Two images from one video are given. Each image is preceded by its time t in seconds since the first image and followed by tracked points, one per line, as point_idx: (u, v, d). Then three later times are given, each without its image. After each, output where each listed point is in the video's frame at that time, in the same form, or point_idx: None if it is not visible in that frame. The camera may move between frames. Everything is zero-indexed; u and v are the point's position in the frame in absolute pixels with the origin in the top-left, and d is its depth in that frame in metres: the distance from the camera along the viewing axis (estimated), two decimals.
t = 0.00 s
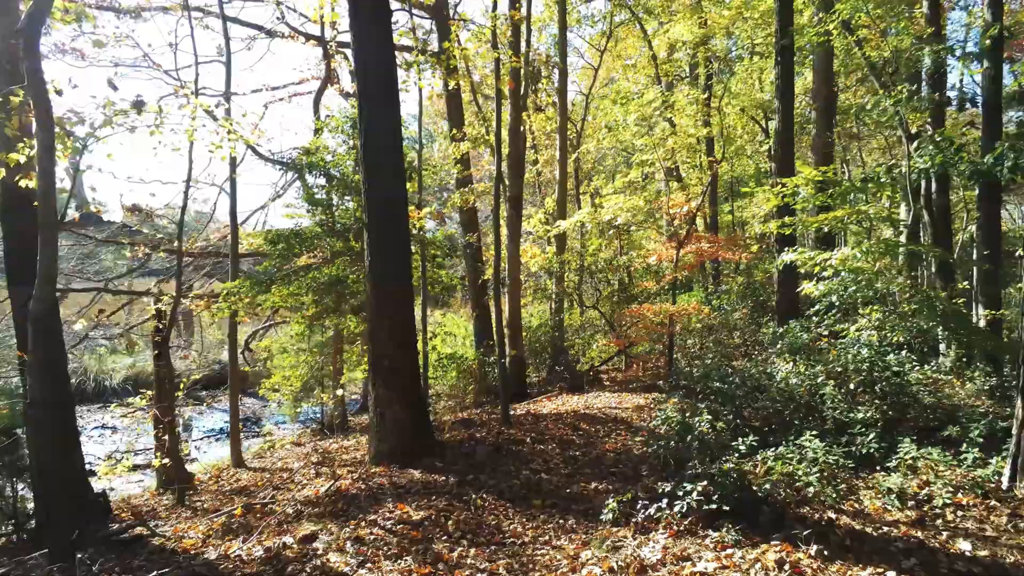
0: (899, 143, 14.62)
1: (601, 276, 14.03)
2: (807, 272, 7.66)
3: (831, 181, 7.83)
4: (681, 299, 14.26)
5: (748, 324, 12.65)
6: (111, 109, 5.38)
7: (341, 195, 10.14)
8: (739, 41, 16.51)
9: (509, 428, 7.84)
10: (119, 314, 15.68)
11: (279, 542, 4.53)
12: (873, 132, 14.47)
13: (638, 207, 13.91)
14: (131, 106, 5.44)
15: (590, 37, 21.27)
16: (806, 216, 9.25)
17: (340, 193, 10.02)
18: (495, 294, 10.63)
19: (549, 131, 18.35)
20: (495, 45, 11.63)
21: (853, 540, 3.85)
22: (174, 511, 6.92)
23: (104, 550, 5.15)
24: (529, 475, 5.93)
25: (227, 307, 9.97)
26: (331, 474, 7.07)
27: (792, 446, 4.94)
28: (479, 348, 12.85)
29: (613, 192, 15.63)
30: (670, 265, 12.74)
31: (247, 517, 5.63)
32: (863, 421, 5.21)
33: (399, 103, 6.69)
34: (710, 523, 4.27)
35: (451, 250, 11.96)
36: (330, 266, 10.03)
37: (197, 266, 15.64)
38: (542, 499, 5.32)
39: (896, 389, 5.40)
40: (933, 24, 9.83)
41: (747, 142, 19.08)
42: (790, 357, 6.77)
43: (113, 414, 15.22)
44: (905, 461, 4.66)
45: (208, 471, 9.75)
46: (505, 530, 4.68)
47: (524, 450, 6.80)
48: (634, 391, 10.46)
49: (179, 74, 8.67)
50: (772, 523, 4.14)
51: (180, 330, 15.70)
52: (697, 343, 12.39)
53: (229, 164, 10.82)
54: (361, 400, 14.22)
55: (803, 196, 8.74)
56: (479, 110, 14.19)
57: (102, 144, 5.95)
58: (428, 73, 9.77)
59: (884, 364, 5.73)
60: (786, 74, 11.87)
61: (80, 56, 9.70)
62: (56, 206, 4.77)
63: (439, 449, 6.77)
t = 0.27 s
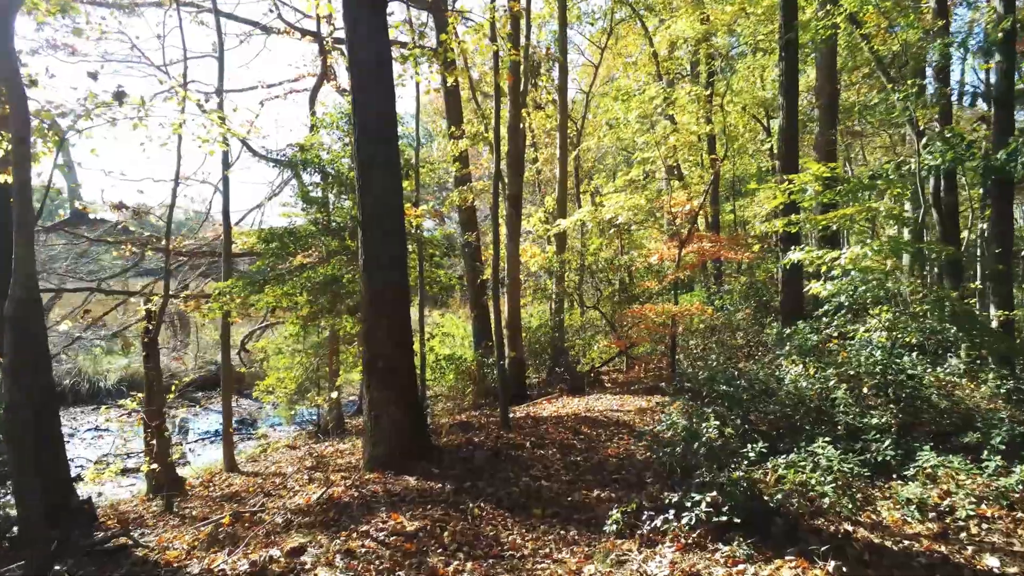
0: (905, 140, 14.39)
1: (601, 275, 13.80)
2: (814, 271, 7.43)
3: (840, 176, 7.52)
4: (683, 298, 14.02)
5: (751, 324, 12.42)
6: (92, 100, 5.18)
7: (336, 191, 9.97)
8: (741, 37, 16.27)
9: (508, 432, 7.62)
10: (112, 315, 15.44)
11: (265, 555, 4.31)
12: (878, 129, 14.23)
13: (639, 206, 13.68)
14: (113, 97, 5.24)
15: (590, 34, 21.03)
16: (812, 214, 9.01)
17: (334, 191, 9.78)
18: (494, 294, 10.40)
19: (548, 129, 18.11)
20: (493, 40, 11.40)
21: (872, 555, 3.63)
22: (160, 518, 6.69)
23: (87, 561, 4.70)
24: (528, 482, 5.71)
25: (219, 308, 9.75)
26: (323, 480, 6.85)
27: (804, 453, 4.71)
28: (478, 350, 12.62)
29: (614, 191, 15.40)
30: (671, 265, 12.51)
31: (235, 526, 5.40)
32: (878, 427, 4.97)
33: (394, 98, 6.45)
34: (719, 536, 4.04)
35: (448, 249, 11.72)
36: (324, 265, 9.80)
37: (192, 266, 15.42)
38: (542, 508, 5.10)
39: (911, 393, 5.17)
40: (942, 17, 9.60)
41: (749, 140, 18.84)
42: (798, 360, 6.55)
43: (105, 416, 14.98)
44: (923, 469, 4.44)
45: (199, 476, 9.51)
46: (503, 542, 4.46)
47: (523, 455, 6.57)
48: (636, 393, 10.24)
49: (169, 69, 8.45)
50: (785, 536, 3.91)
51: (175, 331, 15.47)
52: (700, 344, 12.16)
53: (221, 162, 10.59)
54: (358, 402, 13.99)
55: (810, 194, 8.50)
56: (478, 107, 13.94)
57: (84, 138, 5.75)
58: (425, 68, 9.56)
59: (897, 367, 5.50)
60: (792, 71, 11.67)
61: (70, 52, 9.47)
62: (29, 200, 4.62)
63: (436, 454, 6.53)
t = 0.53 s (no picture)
0: (911, 137, 14.14)
1: (602, 275, 13.58)
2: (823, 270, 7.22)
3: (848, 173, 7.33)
4: (685, 298, 13.78)
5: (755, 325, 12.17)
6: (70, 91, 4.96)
7: (332, 188, 9.77)
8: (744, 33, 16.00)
9: (507, 436, 7.40)
10: (106, 315, 15.22)
11: (251, 569, 4.09)
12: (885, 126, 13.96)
13: (641, 205, 13.47)
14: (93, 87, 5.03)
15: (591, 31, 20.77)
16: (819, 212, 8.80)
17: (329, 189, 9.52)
18: (493, 294, 10.16)
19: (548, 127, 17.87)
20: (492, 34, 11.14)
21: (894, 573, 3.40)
22: (147, 526, 6.46)
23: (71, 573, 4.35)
24: (528, 489, 5.48)
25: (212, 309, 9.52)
26: (316, 486, 6.63)
27: (818, 460, 4.49)
28: (476, 351, 12.39)
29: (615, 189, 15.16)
30: (674, 264, 12.30)
31: (222, 537, 5.18)
32: (895, 433, 4.74)
33: (388, 92, 6.22)
34: (730, 550, 3.82)
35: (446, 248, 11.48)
36: (320, 264, 9.58)
37: (187, 266, 15.20)
38: (542, 518, 4.88)
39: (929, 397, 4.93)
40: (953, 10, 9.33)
41: (752, 137, 18.57)
42: (807, 362, 6.32)
43: (99, 418, 14.76)
44: (945, 479, 4.20)
45: (191, 481, 9.29)
46: (502, 556, 4.24)
47: (523, 461, 6.34)
48: (638, 395, 10.03)
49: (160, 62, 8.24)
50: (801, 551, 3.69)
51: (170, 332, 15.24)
52: (703, 345, 11.94)
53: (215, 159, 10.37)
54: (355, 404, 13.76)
55: (817, 191, 8.30)
56: (477, 104, 13.73)
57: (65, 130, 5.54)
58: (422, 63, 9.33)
59: (914, 370, 5.27)
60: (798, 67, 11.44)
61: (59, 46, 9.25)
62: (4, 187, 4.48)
63: (432, 459, 6.30)
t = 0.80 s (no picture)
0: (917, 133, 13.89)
1: (603, 274, 13.36)
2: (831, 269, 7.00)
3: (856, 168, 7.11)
4: (688, 298, 13.53)
5: (758, 325, 12.05)
6: (47, 80, 4.74)
7: (327, 185, 9.55)
8: (746, 29, 15.75)
9: (506, 440, 7.18)
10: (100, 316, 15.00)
11: None
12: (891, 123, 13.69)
13: (642, 203, 13.25)
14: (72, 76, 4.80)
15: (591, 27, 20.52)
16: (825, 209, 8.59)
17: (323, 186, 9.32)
18: (491, 294, 9.92)
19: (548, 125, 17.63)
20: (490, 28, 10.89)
21: None
22: (133, 535, 6.24)
23: None
24: (528, 498, 5.26)
25: (203, 309, 9.28)
26: (309, 493, 6.41)
27: (834, 469, 4.26)
28: (475, 352, 12.16)
29: (615, 188, 14.94)
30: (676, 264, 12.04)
31: (207, 548, 4.95)
32: (914, 440, 4.52)
33: (384, 87, 6.01)
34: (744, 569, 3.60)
35: (444, 247, 11.23)
36: (315, 263, 9.36)
37: (181, 265, 14.97)
38: (543, 529, 4.66)
39: (949, 404, 4.71)
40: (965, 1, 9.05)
41: (754, 135, 18.33)
42: (817, 364, 6.10)
43: (91, 420, 14.53)
44: (970, 488, 3.97)
45: (182, 486, 9.07)
46: (501, 570, 4.01)
47: (523, 467, 6.12)
48: (639, 397, 9.81)
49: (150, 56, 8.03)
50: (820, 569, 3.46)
51: (164, 333, 15.01)
52: (705, 346, 11.71)
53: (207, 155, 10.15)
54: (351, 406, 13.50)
55: (825, 188, 8.08)
56: (476, 101, 13.50)
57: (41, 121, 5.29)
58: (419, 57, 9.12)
59: (931, 373, 5.05)
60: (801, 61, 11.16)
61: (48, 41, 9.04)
62: None
63: (428, 465, 6.08)
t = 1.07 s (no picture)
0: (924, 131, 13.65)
1: (604, 274, 13.15)
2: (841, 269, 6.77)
3: (866, 164, 6.90)
4: (690, 299, 13.29)
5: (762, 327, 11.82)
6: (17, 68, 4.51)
7: (322, 183, 9.33)
8: (748, 26, 15.54)
9: (506, 445, 6.95)
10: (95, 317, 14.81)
11: None
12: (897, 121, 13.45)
13: (645, 202, 13.03)
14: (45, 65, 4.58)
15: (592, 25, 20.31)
16: (833, 207, 8.37)
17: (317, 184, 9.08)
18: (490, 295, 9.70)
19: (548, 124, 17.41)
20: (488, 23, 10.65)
21: None
22: (118, 545, 6.01)
23: None
24: (528, 508, 5.04)
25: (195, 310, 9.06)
26: (300, 501, 6.19)
27: (851, 480, 4.04)
28: (474, 354, 11.94)
29: (616, 187, 14.70)
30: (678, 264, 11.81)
31: (191, 560, 4.73)
32: (934, 449, 4.28)
33: (378, 81, 5.79)
34: None
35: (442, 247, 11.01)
36: (309, 263, 9.13)
37: (176, 265, 14.74)
38: (543, 542, 4.44)
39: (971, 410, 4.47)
40: None
41: (758, 134, 18.10)
42: (828, 367, 5.88)
43: (84, 422, 14.30)
44: (997, 501, 3.74)
45: (172, 491, 8.84)
46: None
47: (522, 475, 5.89)
48: (642, 400, 9.58)
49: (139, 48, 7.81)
50: None
51: (160, 334, 14.81)
52: (709, 348, 11.47)
53: (200, 152, 9.92)
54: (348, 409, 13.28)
55: (833, 185, 7.86)
56: (475, 98, 13.29)
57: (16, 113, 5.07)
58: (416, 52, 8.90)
59: (950, 377, 4.82)
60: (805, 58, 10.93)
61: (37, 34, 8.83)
62: None
63: (424, 473, 5.83)
